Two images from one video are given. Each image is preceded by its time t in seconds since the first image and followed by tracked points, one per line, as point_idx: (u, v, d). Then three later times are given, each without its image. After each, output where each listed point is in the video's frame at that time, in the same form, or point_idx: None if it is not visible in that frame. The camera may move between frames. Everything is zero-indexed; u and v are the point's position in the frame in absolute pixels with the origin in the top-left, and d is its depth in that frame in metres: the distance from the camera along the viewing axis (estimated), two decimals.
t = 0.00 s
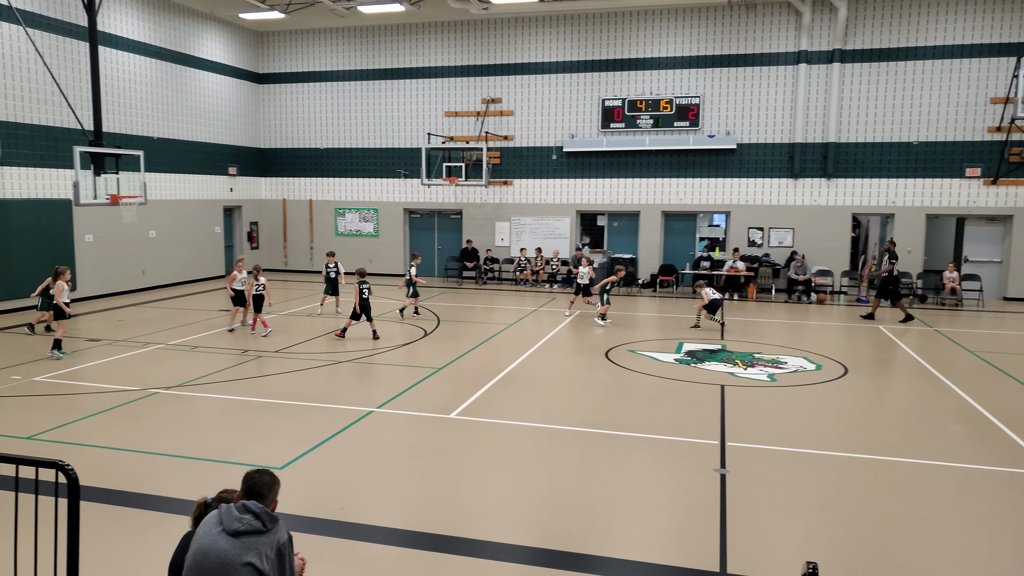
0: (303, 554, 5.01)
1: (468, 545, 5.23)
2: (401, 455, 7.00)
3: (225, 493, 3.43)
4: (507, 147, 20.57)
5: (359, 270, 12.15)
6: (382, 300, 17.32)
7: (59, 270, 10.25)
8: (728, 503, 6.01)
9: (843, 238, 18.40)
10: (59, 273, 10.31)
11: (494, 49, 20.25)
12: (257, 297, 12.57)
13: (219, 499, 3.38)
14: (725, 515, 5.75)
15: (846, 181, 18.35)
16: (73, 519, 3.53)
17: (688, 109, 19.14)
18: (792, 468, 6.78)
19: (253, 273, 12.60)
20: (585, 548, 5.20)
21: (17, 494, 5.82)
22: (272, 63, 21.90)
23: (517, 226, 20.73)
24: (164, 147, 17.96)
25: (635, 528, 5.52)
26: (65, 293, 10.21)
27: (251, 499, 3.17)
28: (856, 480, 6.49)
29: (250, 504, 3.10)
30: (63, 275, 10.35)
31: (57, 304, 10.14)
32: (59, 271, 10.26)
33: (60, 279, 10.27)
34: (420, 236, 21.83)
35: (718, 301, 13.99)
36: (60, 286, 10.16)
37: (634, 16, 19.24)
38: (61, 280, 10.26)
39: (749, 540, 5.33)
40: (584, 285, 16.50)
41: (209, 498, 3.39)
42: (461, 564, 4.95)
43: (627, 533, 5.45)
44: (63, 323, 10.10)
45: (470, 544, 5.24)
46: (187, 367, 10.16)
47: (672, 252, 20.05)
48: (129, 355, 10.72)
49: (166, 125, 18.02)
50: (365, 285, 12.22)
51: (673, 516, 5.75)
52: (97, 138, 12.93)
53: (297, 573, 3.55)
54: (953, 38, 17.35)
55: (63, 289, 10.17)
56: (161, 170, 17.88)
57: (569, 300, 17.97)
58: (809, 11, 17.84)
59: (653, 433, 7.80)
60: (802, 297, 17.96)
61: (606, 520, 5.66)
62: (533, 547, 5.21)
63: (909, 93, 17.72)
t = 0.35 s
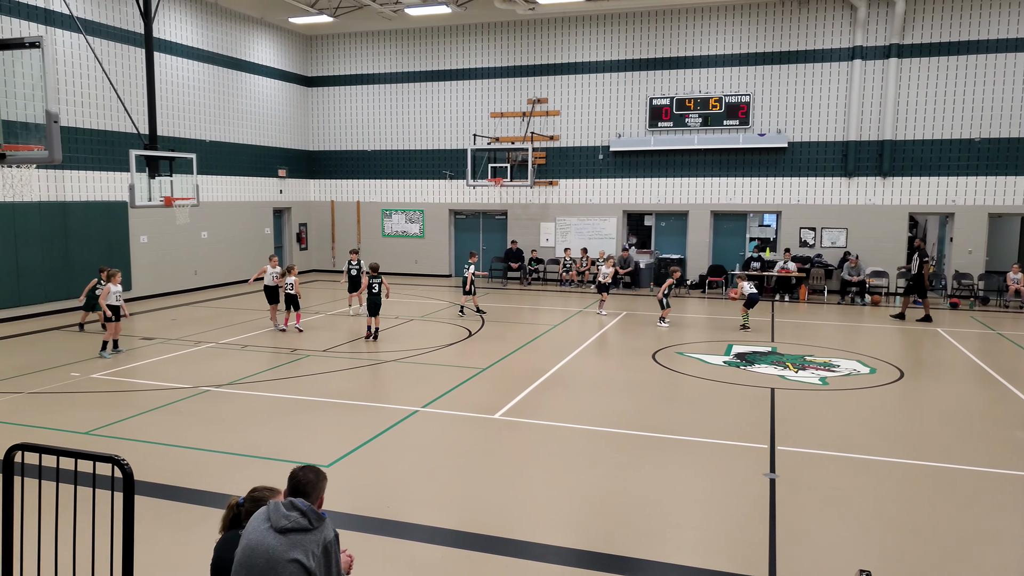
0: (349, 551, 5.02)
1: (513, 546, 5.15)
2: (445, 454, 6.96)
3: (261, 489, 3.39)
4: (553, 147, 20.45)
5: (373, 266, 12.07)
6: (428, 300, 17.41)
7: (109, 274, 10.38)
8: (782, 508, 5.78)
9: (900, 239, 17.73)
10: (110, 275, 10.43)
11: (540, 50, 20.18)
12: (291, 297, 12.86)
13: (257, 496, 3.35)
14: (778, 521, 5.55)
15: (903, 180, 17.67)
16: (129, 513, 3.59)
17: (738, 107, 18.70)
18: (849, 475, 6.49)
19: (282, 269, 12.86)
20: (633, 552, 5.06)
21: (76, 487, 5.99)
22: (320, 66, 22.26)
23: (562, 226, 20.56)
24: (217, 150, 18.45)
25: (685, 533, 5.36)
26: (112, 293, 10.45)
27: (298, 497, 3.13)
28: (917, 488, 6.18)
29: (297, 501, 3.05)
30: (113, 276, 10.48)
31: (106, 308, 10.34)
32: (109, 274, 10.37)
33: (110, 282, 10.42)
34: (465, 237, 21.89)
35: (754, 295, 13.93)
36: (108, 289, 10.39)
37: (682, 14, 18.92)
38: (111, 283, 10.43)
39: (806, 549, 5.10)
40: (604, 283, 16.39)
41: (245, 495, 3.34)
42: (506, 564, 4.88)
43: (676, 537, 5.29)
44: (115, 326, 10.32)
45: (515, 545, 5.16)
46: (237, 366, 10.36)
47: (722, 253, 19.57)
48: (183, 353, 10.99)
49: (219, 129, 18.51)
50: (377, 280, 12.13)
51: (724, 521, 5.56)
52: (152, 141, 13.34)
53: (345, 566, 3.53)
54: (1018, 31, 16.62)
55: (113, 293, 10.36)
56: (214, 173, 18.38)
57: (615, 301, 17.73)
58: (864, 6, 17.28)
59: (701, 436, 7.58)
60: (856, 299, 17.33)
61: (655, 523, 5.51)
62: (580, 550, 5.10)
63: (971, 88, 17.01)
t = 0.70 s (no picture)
0: (379, 549, 5.01)
1: (544, 547, 5.09)
2: (475, 455, 6.92)
3: (286, 488, 3.32)
4: (584, 147, 20.31)
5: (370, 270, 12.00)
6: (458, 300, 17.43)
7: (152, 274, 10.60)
8: (820, 513, 5.61)
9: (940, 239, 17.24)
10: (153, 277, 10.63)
11: (571, 50, 20.08)
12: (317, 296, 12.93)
13: (285, 495, 3.28)
14: (816, 526, 5.39)
15: (944, 178, 17.18)
16: (166, 509, 3.62)
17: (772, 106, 18.38)
18: (889, 480, 6.28)
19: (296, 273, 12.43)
20: (666, 554, 4.96)
21: (113, 483, 6.10)
22: (353, 69, 22.46)
23: (594, 226, 20.41)
24: (251, 151, 18.74)
25: (719, 536, 5.23)
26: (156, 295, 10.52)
27: (329, 496, 3.10)
28: (961, 495, 5.96)
29: (329, 500, 3.02)
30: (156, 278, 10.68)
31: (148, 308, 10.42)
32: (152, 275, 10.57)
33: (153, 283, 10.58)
34: (495, 238, 21.89)
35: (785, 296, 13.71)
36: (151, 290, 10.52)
37: (714, 12, 18.65)
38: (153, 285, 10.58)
39: (846, 555, 4.93)
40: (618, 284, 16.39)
41: (271, 495, 3.26)
42: (536, 565, 4.81)
43: (710, 540, 5.17)
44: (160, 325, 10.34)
45: (546, 546, 5.10)
46: (270, 365, 10.47)
47: (755, 254, 19.22)
48: (217, 353, 11.15)
49: (253, 130, 18.79)
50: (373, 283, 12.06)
51: (760, 525, 5.42)
52: (187, 143, 13.59)
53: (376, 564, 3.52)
54: None
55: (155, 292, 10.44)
56: (248, 174, 18.67)
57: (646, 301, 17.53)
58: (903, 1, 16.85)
59: (736, 439, 7.41)
60: (895, 300, 16.88)
61: (688, 526, 5.40)
62: (611, 552, 5.01)
63: (1015, 84, 16.50)
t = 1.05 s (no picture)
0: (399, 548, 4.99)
1: (566, 548, 5.03)
2: (497, 455, 6.88)
3: (309, 485, 3.33)
4: (608, 147, 20.18)
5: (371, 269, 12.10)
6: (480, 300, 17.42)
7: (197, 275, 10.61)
8: (849, 517, 5.48)
9: (972, 238, 16.86)
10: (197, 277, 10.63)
11: (593, 50, 20.00)
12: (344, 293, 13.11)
13: (309, 493, 3.28)
14: (846, 530, 5.25)
15: (975, 177, 16.82)
16: (191, 507, 3.65)
17: (798, 104, 18.12)
18: (921, 484, 6.11)
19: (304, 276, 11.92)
20: (690, 557, 4.87)
21: (139, 481, 6.17)
22: (376, 70, 22.59)
23: (617, 227, 20.27)
24: (276, 153, 18.92)
25: (744, 539, 5.13)
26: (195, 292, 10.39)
27: (352, 494, 3.08)
28: (996, 500, 5.78)
29: (352, 499, 3.01)
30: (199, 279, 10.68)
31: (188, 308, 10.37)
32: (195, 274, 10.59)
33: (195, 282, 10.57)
34: (517, 238, 21.84)
35: (809, 298, 13.37)
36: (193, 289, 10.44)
37: (739, 11, 18.45)
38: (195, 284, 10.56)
39: (877, 561, 4.80)
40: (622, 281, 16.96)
41: (294, 493, 3.26)
42: (557, 567, 4.75)
43: (736, 543, 5.08)
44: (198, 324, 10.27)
45: (569, 547, 5.04)
46: (293, 365, 10.54)
47: (781, 255, 18.94)
48: (242, 352, 11.26)
49: (278, 132, 18.98)
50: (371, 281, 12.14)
51: (787, 528, 5.30)
52: (213, 145, 13.77)
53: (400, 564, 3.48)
54: None
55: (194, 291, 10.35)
56: (273, 176, 18.87)
57: (671, 302, 17.35)
58: None
59: (762, 441, 7.28)
60: (924, 301, 16.54)
61: (712, 528, 5.30)
62: (634, 554, 4.93)
63: None
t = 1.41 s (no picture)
0: (410, 547, 4.99)
1: (577, 548, 5.01)
2: (508, 456, 6.87)
3: (321, 484, 3.33)
4: (619, 147, 20.10)
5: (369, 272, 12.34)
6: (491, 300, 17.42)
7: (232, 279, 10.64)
8: (865, 518, 5.42)
9: (987, 239, 16.66)
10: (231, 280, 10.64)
11: (605, 50, 19.94)
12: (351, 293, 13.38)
13: (320, 491, 3.29)
14: (861, 531, 5.20)
15: (990, 177, 16.63)
16: (204, 506, 3.68)
17: (811, 104, 17.99)
18: (936, 486, 6.04)
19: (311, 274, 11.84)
20: (703, 557, 4.84)
21: (153, 480, 6.21)
22: (388, 71, 22.64)
23: (629, 227, 20.19)
24: (289, 153, 19.01)
25: (758, 540, 5.09)
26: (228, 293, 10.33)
27: (363, 495, 3.08)
28: (1013, 502, 5.69)
29: (364, 498, 3.01)
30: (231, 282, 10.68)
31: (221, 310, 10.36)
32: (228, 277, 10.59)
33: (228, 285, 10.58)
34: (529, 238, 21.82)
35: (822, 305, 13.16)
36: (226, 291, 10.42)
37: (751, 10, 18.34)
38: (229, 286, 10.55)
39: (893, 562, 4.74)
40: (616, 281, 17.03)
41: (306, 491, 3.27)
42: (569, 567, 4.74)
43: (749, 544, 5.03)
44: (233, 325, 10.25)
45: (579, 547, 5.02)
46: (305, 365, 10.58)
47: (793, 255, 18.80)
48: (255, 352, 11.32)
49: (291, 133, 19.06)
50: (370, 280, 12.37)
51: (801, 528, 5.26)
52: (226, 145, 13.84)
53: (412, 563, 3.47)
54: None
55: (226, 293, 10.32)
56: (286, 176, 18.97)
57: (683, 302, 17.26)
58: None
59: (776, 442, 7.22)
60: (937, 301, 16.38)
61: (725, 529, 5.26)
62: (646, 554, 4.91)
63: None
